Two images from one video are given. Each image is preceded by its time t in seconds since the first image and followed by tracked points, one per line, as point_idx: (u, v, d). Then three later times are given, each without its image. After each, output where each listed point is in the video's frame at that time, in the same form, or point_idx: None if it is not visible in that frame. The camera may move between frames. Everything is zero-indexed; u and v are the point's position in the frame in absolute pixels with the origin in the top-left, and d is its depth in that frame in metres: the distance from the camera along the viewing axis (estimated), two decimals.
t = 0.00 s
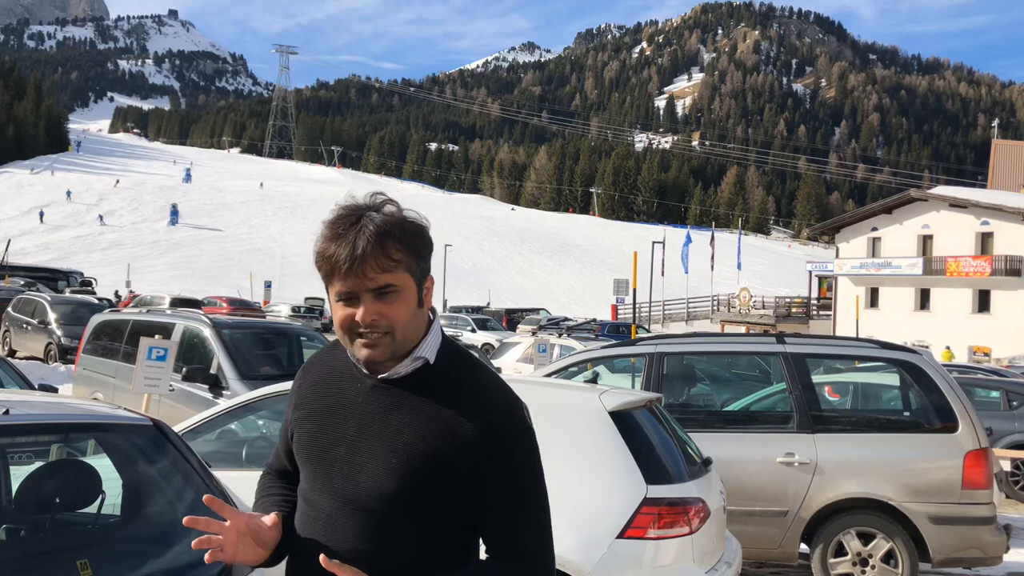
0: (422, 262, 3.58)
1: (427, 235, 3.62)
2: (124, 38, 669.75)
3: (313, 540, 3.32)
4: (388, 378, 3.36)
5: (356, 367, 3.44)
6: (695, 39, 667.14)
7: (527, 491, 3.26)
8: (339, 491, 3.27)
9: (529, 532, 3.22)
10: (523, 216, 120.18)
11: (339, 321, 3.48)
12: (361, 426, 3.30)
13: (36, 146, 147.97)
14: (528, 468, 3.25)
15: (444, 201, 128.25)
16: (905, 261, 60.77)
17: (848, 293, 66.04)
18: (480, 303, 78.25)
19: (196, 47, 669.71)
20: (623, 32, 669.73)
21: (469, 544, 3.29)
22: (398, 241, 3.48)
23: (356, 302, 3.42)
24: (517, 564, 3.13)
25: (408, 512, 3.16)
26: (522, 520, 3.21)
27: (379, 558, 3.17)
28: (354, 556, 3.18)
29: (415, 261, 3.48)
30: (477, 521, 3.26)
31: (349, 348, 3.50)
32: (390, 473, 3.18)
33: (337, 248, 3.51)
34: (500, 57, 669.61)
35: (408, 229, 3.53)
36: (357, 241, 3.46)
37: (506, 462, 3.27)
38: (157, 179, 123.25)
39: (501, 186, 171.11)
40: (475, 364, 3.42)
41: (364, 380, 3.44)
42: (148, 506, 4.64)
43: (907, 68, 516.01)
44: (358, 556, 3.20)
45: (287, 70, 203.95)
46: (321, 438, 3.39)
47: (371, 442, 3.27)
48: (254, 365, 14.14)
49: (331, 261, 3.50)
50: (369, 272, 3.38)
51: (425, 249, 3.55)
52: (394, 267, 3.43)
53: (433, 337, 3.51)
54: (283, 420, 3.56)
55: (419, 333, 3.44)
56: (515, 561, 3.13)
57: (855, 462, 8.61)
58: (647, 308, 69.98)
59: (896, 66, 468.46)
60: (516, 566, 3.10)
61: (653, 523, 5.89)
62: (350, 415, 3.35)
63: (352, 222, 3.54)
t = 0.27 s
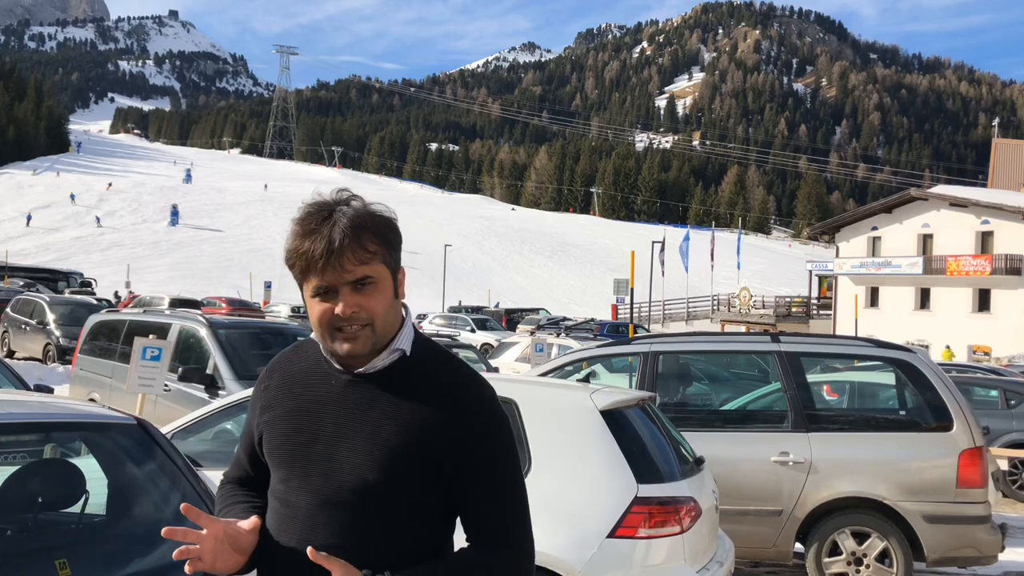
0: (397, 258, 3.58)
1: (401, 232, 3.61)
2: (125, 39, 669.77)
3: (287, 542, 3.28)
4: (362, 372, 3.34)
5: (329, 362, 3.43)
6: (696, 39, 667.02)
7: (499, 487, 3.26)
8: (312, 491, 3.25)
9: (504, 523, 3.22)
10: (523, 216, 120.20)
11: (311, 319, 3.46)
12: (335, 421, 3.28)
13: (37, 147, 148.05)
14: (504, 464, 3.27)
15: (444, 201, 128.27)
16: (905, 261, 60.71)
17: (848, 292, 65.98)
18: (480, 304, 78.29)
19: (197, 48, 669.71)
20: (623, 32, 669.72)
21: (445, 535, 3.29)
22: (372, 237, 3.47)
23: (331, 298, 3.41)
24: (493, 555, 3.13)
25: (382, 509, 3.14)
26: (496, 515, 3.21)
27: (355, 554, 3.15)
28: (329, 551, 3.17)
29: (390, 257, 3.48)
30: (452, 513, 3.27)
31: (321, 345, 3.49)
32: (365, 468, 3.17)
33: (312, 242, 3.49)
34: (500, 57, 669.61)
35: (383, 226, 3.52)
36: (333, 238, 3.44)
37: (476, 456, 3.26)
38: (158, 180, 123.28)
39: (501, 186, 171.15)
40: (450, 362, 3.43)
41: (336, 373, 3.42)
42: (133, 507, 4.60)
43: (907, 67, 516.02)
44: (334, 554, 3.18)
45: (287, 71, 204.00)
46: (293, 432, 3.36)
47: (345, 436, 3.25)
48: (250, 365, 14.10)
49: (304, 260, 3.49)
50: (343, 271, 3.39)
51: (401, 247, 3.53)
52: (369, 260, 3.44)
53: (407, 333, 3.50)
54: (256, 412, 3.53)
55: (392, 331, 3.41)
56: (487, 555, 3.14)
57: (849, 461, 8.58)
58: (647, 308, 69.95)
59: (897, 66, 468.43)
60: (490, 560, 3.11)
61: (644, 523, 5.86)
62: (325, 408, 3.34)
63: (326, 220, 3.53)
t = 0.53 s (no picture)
0: (375, 259, 3.61)
1: (378, 233, 3.65)
2: (126, 39, 669.80)
3: (259, 535, 3.29)
4: (335, 371, 3.36)
5: (302, 357, 3.44)
6: (697, 39, 666.89)
7: (469, 482, 3.31)
8: (283, 488, 3.27)
9: (475, 514, 3.26)
10: (524, 216, 120.25)
11: (287, 319, 3.47)
12: (306, 415, 3.31)
13: (38, 147, 148.18)
14: (474, 457, 3.33)
15: (445, 201, 128.34)
16: (905, 261, 60.68)
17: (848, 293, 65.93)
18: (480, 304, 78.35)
19: (198, 48, 669.77)
20: (624, 32, 669.77)
21: (418, 526, 3.33)
22: (349, 236, 3.51)
23: (308, 296, 3.44)
24: (462, 548, 3.18)
25: (353, 504, 3.16)
26: (467, 508, 3.27)
27: (326, 546, 3.18)
28: (303, 544, 3.19)
29: (366, 259, 3.52)
30: (425, 503, 3.32)
31: (296, 342, 3.50)
32: (335, 462, 3.20)
33: (289, 243, 3.52)
34: (502, 57, 669.69)
35: (360, 228, 3.57)
36: (308, 241, 3.47)
37: (446, 451, 3.31)
38: (159, 180, 123.36)
39: (502, 186, 171.18)
40: (424, 360, 3.46)
41: (308, 369, 3.43)
42: (117, 510, 4.58)
43: (909, 68, 516.23)
44: (306, 549, 3.19)
45: (289, 71, 204.13)
46: (265, 427, 3.38)
47: (318, 430, 3.28)
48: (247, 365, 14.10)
49: (281, 260, 3.52)
50: (321, 266, 3.42)
51: (375, 248, 3.57)
52: (349, 260, 3.48)
53: (382, 332, 3.54)
54: (230, 406, 3.54)
55: (365, 330, 3.45)
56: (461, 546, 3.17)
57: (842, 460, 8.57)
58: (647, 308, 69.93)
59: (898, 67, 468.39)
60: (461, 555, 3.15)
61: (632, 523, 5.85)
62: (299, 403, 3.35)
63: (302, 222, 3.55)
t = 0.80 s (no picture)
0: (355, 267, 3.58)
1: (362, 236, 3.60)
2: (127, 40, 669.84)
3: (237, 539, 3.27)
4: (314, 373, 3.33)
5: (283, 359, 3.41)
6: (697, 38, 666.59)
7: (450, 482, 3.29)
8: (262, 489, 3.24)
9: (454, 510, 3.27)
10: (525, 216, 120.30)
11: (267, 318, 3.45)
12: (287, 414, 3.28)
13: (39, 148, 148.13)
14: (453, 459, 3.32)
15: (445, 201, 128.32)
16: (906, 260, 60.61)
17: (848, 292, 65.86)
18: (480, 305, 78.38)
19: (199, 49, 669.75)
20: (625, 31, 669.61)
21: (398, 527, 3.32)
22: (332, 239, 3.47)
23: (290, 299, 3.40)
24: (445, 548, 3.17)
25: (333, 502, 3.15)
26: (447, 507, 3.26)
27: (306, 550, 3.15)
28: (281, 547, 3.16)
29: (348, 263, 3.48)
30: (405, 498, 3.31)
31: (278, 341, 3.45)
32: (314, 461, 3.17)
33: (273, 245, 3.48)
34: (502, 57, 669.60)
35: (342, 231, 3.53)
36: (290, 245, 3.44)
37: (426, 453, 3.27)
38: (159, 181, 123.42)
39: (503, 186, 171.22)
40: (405, 361, 3.44)
41: (286, 370, 3.39)
42: (101, 513, 4.53)
43: (910, 67, 515.78)
44: (285, 552, 3.17)
45: (289, 72, 204.12)
46: (244, 428, 3.34)
47: (298, 430, 3.24)
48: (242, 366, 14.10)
49: (263, 263, 3.48)
50: (302, 270, 3.39)
51: (357, 250, 3.54)
52: (332, 264, 3.44)
53: (363, 334, 3.51)
54: (207, 407, 3.51)
55: (346, 330, 3.41)
56: (439, 546, 3.17)
57: (835, 461, 8.53)
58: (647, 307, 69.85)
59: (899, 65, 467.94)
60: (440, 554, 3.16)
61: (621, 523, 5.82)
62: (277, 405, 3.32)
63: (287, 225, 3.51)
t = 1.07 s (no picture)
0: (364, 286, 3.71)
1: (374, 253, 3.77)
2: (127, 41, 669.81)
3: (261, 538, 3.49)
4: (328, 385, 3.54)
5: (299, 368, 3.60)
6: (697, 38, 666.57)
7: (460, 481, 3.52)
8: (282, 490, 3.46)
9: (466, 506, 3.48)
10: (525, 216, 120.34)
11: (282, 330, 3.61)
12: (305, 420, 3.50)
13: (39, 149, 148.23)
14: (460, 462, 3.53)
15: (445, 201, 128.38)
16: (906, 260, 60.61)
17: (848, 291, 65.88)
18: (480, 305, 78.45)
19: (198, 50, 669.71)
20: (625, 32, 669.62)
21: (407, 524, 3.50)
22: (343, 258, 3.63)
23: (301, 315, 3.55)
24: (455, 544, 3.37)
25: (352, 497, 3.39)
26: (458, 502, 3.47)
27: (327, 547, 3.37)
28: (303, 543, 3.39)
29: (357, 278, 3.64)
30: (418, 498, 3.50)
31: (293, 353, 3.63)
32: (331, 462, 3.41)
33: (287, 260, 3.64)
34: (502, 57, 669.56)
35: (354, 248, 3.70)
36: (302, 261, 3.59)
37: (437, 454, 3.49)
38: (159, 182, 123.45)
39: (503, 186, 171.25)
40: (417, 369, 3.65)
41: (303, 379, 3.60)
42: (100, 516, 4.54)
43: (910, 67, 515.88)
44: (306, 549, 3.40)
45: (289, 72, 204.11)
46: (266, 434, 3.55)
47: (318, 433, 3.46)
48: (241, 366, 14.12)
49: (278, 277, 3.63)
50: (313, 283, 3.52)
51: (367, 265, 3.71)
52: (339, 288, 3.56)
53: (374, 344, 3.68)
54: (228, 413, 3.73)
55: (356, 340, 3.60)
56: (451, 544, 3.37)
57: (835, 461, 8.54)
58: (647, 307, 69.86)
59: (898, 65, 468.09)
60: (451, 551, 3.34)
61: (619, 523, 5.85)
62: (296, 410, 3.52)
63: (299, 243, 3.67)
